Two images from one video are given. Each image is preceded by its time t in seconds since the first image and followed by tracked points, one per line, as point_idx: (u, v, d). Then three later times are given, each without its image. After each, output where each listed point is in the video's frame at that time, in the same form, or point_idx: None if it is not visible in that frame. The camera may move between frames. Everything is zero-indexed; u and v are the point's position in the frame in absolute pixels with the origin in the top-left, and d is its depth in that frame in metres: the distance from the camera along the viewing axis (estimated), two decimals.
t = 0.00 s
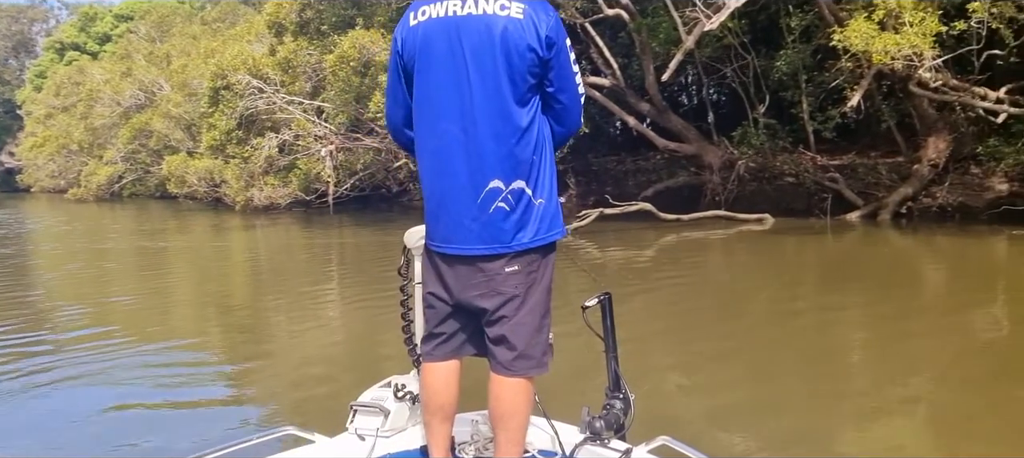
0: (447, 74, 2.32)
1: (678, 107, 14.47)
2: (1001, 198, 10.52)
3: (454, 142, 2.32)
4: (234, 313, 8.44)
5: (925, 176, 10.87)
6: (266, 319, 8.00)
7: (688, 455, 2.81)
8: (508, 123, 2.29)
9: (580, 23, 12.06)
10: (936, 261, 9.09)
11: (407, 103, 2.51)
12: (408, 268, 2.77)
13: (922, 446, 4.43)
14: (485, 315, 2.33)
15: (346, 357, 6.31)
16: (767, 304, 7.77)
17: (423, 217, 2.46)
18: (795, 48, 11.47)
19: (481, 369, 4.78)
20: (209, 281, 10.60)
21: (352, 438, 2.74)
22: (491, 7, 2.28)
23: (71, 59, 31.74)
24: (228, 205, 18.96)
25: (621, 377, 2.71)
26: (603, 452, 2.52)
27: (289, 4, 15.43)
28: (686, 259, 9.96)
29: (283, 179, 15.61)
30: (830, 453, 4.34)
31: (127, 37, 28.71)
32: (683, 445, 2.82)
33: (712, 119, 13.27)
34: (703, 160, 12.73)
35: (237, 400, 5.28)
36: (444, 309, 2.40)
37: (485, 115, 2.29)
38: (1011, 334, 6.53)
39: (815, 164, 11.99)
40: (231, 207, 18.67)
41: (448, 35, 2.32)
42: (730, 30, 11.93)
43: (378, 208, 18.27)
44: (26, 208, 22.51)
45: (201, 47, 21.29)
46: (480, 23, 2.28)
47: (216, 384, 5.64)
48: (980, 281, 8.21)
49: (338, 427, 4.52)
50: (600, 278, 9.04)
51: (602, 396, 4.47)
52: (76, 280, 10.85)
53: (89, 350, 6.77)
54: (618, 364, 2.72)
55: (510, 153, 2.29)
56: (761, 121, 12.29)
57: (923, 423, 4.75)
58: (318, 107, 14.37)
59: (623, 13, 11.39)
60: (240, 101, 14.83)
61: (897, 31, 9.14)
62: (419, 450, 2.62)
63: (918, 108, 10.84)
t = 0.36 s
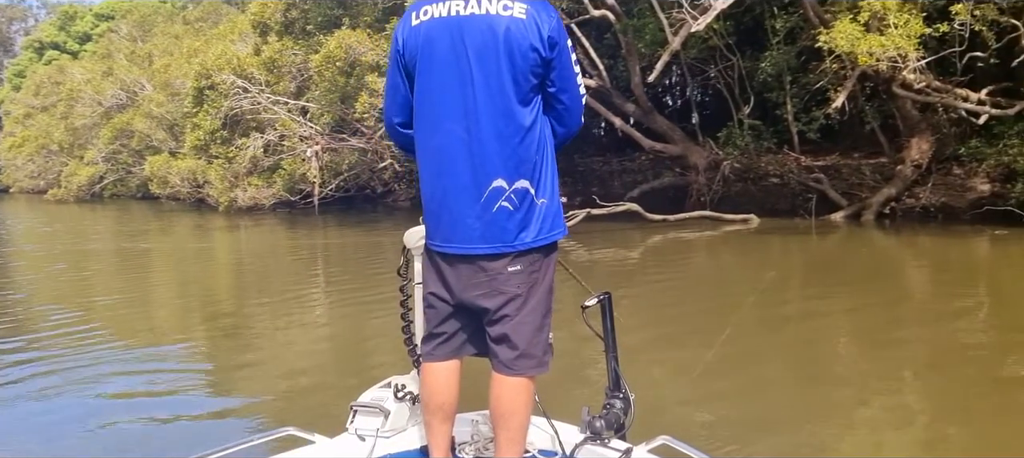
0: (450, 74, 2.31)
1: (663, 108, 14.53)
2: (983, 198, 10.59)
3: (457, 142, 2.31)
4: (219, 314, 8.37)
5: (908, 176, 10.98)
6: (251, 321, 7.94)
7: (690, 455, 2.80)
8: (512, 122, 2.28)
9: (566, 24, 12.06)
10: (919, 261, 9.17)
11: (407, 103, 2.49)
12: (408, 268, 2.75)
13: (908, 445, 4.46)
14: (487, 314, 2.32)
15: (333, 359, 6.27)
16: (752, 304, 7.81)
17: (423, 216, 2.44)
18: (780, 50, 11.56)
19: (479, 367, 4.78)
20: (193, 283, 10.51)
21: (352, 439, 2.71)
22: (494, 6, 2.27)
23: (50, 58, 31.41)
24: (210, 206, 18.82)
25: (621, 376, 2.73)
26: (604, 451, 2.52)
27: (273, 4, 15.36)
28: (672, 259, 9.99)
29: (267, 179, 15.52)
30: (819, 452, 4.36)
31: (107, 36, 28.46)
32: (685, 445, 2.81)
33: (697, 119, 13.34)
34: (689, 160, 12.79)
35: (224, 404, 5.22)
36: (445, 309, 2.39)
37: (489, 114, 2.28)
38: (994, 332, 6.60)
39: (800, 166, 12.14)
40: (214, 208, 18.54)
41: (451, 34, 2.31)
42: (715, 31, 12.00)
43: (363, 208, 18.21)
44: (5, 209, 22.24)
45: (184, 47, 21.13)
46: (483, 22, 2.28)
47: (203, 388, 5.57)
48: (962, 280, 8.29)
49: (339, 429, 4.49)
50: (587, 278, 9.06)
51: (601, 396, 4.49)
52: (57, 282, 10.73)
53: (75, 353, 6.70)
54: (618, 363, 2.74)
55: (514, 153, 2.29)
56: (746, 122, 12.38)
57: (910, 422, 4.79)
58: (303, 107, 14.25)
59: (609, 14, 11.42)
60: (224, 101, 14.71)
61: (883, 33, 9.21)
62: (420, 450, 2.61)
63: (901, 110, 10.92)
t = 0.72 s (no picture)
0: (452, 73, 2.30)
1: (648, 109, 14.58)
2: (966, 199, 10.67)
3: (458, 141, 2.30)
4: (204, 316, 8.30)
5: (892, 177, 11.06)
6: (237, 323, 7.89)
7: (688, 456, 2.80)
8: (513, 122, 2.28)
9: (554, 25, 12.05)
10: (903, 261, 9.24)
11: (408, 101, 2.48)
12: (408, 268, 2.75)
13: (895, 445, 4.47)
14: (487, 314, 2.31)
15: (320, 361, 6.22)
16: (738, 304, 7.84)
17: (422, 215, 2.44)
18: (766, 51, 11.62)
19: (478, 367, 4.78)
20: (178, 285, 10.42)
21: (350, 438, 2.69)
22: (496, 5, 2.26)
23: (30, 57, 31.09)
24: (194, 206, 18.67)
25: (619, 376, 2.73)
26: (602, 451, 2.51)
27: (259, 4, 15.30)
28: (659, 259, 10.01)
29: (252, 180, 15.42)
30: (806, 452, 4.37)
31: (89, 36, 28.22)
32: (683, 446, 2.81)
33: (683, 120, 13.38)
34: (675, 161, 12.83)
35: (212, 407, 5.17)
36: (445, 309, 2.38)
37: (490, 114, 2.27)
38: (978, 331, 6.65)
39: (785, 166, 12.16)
40: (198, 208, 18.40)
41: (452, 34, 2.30)
42: (701, 32, 12.04)
43: (348, 208, 18.15)
44: None
45: (166, 46, 20.96)
46: (485, 22, 2.27)
47: (189, 391, 5.51)
48: (945, 280, 8.36)
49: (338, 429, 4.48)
50: (574, 279, 9.06)
51: (601, 397, 4.52)
52: (38, 284, 10.59)
53: (61, 354, 6.64)
54: (616, 364, 2.74)
55: (514, 153, 2.28)
56: (732, 123, 12.44)
57: (895, 421, 4.81)
58: (288, 107, 14.10)
59: (595, 15, 11.45)
60: (209, 101, 14.55)
61: (868, 34, 9.28)
62: (418, 450, 2.60)
63: (885, 111, 11.00)
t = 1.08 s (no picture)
0: (453, 72, 2.29)
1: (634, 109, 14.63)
2: (950, 199, 10.78)
3: (460, 140, 2.29)
4: (189, 318, 8.25)
5: (877, 177, 11.15)
6: (224, 324, 7.84)
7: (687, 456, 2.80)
8: (515, 120, 2.27)
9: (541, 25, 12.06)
10: (888, 261, 9.30)
11: (409, 101, 2.47)
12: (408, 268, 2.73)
13: (882, 445, 4.49)
14: (488, 314, 2.31)
15: (308, 362, 6.18)
16: (725, 304, 7.88)
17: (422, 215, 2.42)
18: (752, 52, 11.69)
19: (468, 367, 4.77)
20: (162, 286, 10.34)
21: (349, 437, 2.68)
22: (498, 4, 2.26)
23: (10, 57, 30.77)
24: (178, 207, 18.54)
25: (619, 376, 2.73)
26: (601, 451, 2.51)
27: (245, 3, 15.26)
28: (645, 259, 10.05)
29: (237, 180, 15.34)
30: (792, 451, 4.41)
31: (70, 35, 27.96)
32: (683, 446, 2.81)
33: (669, 121, 13.44)
34: (662, 161, 12.88)
35: (199, 410, 5.13)
36: (445, 310, 2.37)
37: (493, 113, 2.26)
38: (963, 331, 6.69)
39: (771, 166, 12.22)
40: (182, 209, 18.27)
41: (455, 32, 2.29)
42: (688, 33, 12.09)
43: (333, 209, 18.09)
44: None
45: (150, 45, 20.79)
46: (487, 20, 2.26)
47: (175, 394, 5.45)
48: (928, 279, 8.45)
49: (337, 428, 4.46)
50: (561, 279, 9.08)
51: (599, 396, 4.54)
52: (19, 286, 10.47)
53: (49, 356, 6.60)
54: (616, 363, 2.74)
55: (517, 152, 2.28)
56: (718, 123, 12.49)
57: (880, 419, 4.86)
58: (273, 107, 13.95)
59: (583, 16, 11.48)
60: (194, 101, 14.37)
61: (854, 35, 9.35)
62: (417, 450, 2.59)
63: (870, 112, 11.08)
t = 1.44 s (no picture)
0: (456, 71, 2.29)
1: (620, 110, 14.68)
2: (933, 199, 10.90)
3: (462, 140, 2.29)
4: (175, 320, 8.19)
5: (862, 177, 11.24)
6: (210, 327, 7.79)
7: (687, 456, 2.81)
8: (518, 120, 2.28)
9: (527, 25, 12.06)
10: (872, 260, 9.36)
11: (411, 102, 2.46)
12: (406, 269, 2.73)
13: (869, 444, 4.51)
14: (490, 314, 2.31)
15: (294, 366, 6.14)
16: (711, 303, 7.92)
17: (424, 215, 2.42)
18: (738, 53, 11.77)
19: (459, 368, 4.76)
20: (146, 289, 10.26)
21: (350, 438, 2.67)
22: (502, 5, 2.26)
23: None
24: (161, 209, 18.41)
25: (619, 376, 2.73)
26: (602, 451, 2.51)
27: (229, 3, 15.23)
28: (632, 259, 10.08)
29: (221, 181, 15.27)
30: (780, 449, 4.43)
31: (49, 35, 27.73)
32: (683, 445, 2.81)
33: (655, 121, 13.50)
34: (648, 162, 12.92)
35: (183, 415, 5.08)
36: (447, 310, 2.37)
37: (496, 112, 2.27)
38: (947, 329, 6.74)
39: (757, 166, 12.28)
40: (165, 210, 18.15)
41: (457, 32, 2.28)
42: (674, 34, 12.14)
43: (318, 210, 18.03)
44: None
45: (133, 46, 20.61)
46: (490, 21, 2.26)
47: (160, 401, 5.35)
48: (912, 278, 8.53)
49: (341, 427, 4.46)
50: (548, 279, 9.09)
51: (601, 395, 4.56)
52: None
53: (39, 361, 6.52)
54: (616, 363, 2.74)
55: (521, 152, 2.28)
56: (704, 124, 12.55)
57: (867, 417, 4.90)
58: (258, 107, 13.83)
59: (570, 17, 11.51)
60: (179, 102, 14.20)
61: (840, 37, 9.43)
62: (418, 450, 2.58)
63: (854, 113, 11.18)
